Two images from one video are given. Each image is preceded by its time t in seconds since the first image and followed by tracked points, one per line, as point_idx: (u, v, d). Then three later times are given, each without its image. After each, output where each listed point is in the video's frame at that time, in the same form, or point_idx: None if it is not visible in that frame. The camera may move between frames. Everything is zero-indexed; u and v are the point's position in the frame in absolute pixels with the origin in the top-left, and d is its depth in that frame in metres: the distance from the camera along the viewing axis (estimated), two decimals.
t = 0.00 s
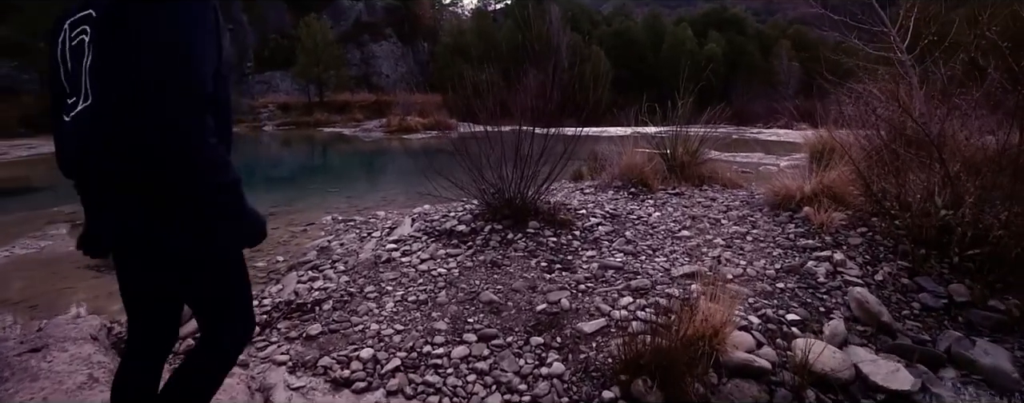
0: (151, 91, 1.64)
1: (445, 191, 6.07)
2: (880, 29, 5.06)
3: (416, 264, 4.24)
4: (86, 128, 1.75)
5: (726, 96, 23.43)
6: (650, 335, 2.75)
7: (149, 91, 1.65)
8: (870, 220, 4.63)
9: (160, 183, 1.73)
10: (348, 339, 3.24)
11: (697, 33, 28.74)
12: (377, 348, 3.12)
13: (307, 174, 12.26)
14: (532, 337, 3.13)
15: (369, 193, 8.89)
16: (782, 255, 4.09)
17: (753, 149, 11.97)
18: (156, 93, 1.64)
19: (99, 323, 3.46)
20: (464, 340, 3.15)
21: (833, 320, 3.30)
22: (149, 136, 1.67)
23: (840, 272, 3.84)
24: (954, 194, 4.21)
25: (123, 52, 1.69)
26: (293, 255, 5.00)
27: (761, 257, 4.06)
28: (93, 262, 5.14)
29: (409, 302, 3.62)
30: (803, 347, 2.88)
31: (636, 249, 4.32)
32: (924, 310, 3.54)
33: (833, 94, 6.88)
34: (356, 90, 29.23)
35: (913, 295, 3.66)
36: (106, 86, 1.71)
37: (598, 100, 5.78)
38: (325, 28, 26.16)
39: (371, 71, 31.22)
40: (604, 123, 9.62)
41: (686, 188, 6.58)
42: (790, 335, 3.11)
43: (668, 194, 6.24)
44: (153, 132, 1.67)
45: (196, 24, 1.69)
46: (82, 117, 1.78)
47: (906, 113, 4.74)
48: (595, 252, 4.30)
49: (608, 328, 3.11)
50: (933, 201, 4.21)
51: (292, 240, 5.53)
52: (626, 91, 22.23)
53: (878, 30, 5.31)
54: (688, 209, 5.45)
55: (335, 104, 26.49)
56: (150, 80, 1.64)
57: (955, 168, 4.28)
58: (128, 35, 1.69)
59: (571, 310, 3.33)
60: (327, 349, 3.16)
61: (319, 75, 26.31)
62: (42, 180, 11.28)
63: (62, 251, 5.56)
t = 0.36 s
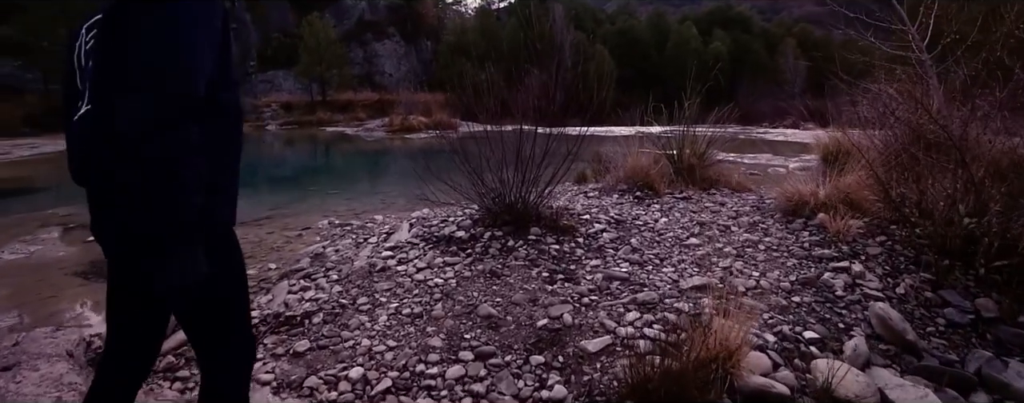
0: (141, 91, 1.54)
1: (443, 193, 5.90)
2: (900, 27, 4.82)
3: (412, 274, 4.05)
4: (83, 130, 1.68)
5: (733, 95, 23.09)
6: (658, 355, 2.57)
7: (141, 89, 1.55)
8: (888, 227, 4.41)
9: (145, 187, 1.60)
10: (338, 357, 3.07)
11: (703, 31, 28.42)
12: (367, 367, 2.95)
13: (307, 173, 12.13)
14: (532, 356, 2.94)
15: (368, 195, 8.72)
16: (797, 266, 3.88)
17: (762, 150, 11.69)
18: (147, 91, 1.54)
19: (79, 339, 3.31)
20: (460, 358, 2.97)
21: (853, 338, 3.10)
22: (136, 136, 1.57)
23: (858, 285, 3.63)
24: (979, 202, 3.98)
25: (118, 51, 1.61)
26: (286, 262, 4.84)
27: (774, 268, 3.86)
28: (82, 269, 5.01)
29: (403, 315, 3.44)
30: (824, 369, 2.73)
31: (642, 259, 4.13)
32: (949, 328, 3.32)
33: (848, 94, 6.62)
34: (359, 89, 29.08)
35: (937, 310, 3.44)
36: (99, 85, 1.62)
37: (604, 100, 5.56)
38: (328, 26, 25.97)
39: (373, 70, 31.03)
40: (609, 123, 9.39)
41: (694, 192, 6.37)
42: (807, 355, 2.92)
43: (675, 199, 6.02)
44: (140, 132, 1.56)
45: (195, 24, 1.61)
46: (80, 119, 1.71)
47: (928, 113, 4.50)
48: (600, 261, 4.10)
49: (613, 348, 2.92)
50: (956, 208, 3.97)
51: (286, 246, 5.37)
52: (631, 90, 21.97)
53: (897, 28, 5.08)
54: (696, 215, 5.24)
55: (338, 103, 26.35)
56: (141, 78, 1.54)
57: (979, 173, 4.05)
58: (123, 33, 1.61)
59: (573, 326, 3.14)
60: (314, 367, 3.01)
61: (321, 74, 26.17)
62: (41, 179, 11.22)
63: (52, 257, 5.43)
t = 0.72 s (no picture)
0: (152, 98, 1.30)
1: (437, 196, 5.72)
2: (912, 26, 4.66)
3: (404, 283, 3.89)
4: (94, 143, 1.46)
5: (734, 95, 22.92)
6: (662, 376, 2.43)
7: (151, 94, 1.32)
8: (900, 234, 4.23)
9: (142, 213, 1.30)
10: (323, 375, 2.91)
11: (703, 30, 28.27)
12: (354, 386, 2.80)
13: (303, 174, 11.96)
14: (529, 375, 2.79)
15: (362, 197, 8.53)
16: (806, 276, 3.72)
17: (764, 151, 11.51)
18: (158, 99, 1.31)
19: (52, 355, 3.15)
20: (452, 377, 2.82)
21: (868, 355, 2.93)
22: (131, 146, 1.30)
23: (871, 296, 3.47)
24: (995, 209, 3.82)
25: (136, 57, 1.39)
26: (274, 270, 4.66)
27: (782, 278, 3.70)
28: (64, 276, 4.84)
29: (393, 328, 3.27)
30: (841, 390, 2.59)
31: (644, 268, 3.96)
32: (968, 342, 3.15)
33: (854, 95, 6.45)
34: (358, 88, 28.92)
35: (954, 324, 3.28)
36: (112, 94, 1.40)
37: (604, 101, 5.38)
38: (326, 25, 25.80)
39: (372, 69, 30.87)
40: (609, 124, 9.21)
41: (697, 195, 6.19)
42: (821, 373, 2.77)
43: (677, 203, 5.85)
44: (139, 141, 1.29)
45: (216, 26, 1.36)
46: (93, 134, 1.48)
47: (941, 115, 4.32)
48: (600, 270, 3.93)
49: (614, 367, 2.76)
50: (972, 215, 3.80)
51: (276, 252, 5.20)
52: (631, 90, 21.79)
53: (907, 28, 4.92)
54: (699, 220, 5.07)
55: (336, 102, 26.18)
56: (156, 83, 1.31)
57: (995, 178, 3.88)
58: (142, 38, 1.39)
59: (573, 342, 2.98)
60: (298, 386, 2.85)
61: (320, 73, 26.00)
62: (34, 179, 11.03)
63: (34, 263, 5.26)
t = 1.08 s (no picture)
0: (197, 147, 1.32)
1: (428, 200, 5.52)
2: (918, 24, 4.50)
3: (390, 294, 3.69)
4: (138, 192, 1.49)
5: (731, 94, 22.80)
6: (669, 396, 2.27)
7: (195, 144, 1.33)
8: (907, 240, 4.07)
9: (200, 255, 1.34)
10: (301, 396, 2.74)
11: (698, 31, 28.18)
12: None
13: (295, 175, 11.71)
14: (520, 397, 2.62)
15: (352, 201, 8.31)
16: (811, 285, 3.56)
17: (763, 152, 11.34)
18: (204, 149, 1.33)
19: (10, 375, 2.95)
20: (436, 398, 2.65)
21: (880, 372, 2.77)
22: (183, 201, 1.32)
23: (879, 307, 3.32)
24: (1005, 214, 3.66)
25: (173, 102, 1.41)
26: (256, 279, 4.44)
27: (787, 289, 3.53)
28: (35, 287, 4.62)
29: (377, 344, 3.10)
30: None
31: (642, 277, 3.78)
32: (983, 357, 2.99)
33: (857, 96, 6.29)
34: (352, 88, 28.62)
35: (968, 337, 3.11)
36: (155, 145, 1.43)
37: (600, 101, 5.19)
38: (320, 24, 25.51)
39: (367, 69, 30.60)
40: (605, 124, 9.02)
41: (695, 199, 6.02)
42: (832, 393, 2.60)
43: (675, 207, 5.68)
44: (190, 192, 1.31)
45: (254, 63, 1.39)
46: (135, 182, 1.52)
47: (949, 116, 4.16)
48: (596, 280, 3.75)
49: (612, 389, 2.60)
50: (984, 221, 3.64)
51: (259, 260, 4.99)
52: (628, 90, 21.63)
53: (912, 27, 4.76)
54: (698, 225, 4.89)
55: (330, 102, 25.88)
56: (198, 130, 1.33)
57: (1006, 183, 3.73)
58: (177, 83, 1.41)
59: (567, 359, 2.82)
60: None
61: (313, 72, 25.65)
62: (17, 182, 10.74)
63: (4, 272, 5.03)
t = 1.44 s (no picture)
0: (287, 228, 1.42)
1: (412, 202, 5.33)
2: (915, 20, 4.37)
3: (369, 303, 3.49)
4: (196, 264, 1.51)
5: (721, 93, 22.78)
6: None
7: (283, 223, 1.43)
8: (905, 242, 3.95)
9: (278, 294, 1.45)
10: None
11: (688, 29, 28.16)
12: None
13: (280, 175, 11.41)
14: None
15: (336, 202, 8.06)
16: (809, 291, 3.42)
17: (755, 151, 11.25)
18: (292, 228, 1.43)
19: None
20: None
21: (885, 385, 2.63)
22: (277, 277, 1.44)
23: (880, 314, 3.19)
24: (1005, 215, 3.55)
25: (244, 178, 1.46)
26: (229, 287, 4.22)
27: (784, 296, 3.38)
28: None
29: (352, 359, 2.92)
30: None
31: (634, 283, 3.62)
32: (989, 366, 2.86)
33: (851, 93, 6.17)
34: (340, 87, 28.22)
35: (972, 344, 2.99)
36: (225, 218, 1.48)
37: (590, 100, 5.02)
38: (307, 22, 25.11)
39: (355, 68, 30.22)
40: (595, 123, 8.86)
41: (687, 199, 5.89)
42: None
43: (667, 208, 5.53)
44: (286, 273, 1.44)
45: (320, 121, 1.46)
46: (192, 228, 1.54)
47: (947, 114, 4.04)
48: (586, 286, 3.57)
49: None
50: (984, 222, 3.53)
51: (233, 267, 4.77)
52: (618, 88, 21.53)
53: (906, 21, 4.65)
54: (691, 227, 4.74)
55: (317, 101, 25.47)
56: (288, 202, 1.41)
57: (1006, 182, 3.62)
58: (244, 158, 1.45)
59: (555, 375, 2.65)
60: None
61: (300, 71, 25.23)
62: None
63: None
